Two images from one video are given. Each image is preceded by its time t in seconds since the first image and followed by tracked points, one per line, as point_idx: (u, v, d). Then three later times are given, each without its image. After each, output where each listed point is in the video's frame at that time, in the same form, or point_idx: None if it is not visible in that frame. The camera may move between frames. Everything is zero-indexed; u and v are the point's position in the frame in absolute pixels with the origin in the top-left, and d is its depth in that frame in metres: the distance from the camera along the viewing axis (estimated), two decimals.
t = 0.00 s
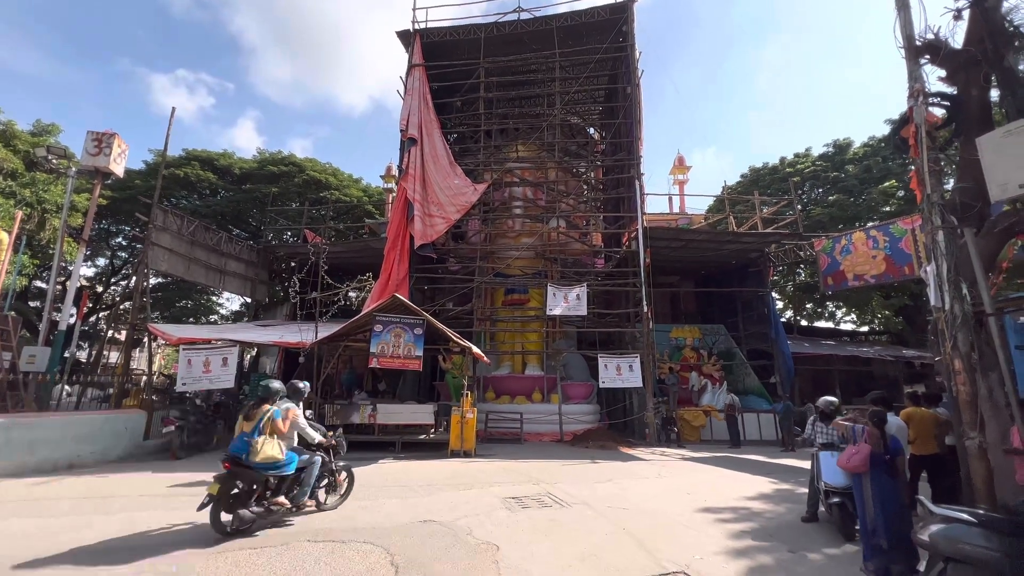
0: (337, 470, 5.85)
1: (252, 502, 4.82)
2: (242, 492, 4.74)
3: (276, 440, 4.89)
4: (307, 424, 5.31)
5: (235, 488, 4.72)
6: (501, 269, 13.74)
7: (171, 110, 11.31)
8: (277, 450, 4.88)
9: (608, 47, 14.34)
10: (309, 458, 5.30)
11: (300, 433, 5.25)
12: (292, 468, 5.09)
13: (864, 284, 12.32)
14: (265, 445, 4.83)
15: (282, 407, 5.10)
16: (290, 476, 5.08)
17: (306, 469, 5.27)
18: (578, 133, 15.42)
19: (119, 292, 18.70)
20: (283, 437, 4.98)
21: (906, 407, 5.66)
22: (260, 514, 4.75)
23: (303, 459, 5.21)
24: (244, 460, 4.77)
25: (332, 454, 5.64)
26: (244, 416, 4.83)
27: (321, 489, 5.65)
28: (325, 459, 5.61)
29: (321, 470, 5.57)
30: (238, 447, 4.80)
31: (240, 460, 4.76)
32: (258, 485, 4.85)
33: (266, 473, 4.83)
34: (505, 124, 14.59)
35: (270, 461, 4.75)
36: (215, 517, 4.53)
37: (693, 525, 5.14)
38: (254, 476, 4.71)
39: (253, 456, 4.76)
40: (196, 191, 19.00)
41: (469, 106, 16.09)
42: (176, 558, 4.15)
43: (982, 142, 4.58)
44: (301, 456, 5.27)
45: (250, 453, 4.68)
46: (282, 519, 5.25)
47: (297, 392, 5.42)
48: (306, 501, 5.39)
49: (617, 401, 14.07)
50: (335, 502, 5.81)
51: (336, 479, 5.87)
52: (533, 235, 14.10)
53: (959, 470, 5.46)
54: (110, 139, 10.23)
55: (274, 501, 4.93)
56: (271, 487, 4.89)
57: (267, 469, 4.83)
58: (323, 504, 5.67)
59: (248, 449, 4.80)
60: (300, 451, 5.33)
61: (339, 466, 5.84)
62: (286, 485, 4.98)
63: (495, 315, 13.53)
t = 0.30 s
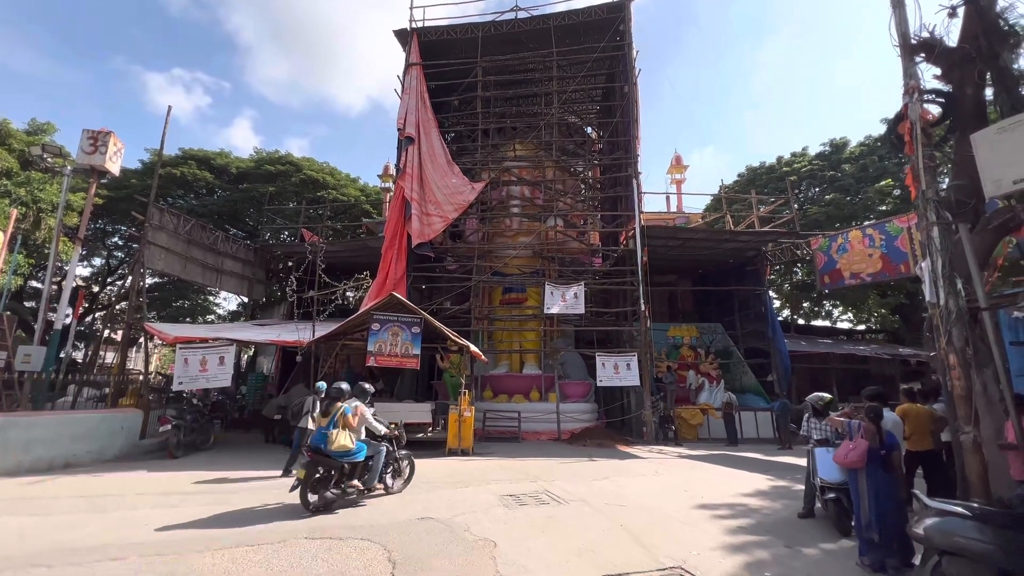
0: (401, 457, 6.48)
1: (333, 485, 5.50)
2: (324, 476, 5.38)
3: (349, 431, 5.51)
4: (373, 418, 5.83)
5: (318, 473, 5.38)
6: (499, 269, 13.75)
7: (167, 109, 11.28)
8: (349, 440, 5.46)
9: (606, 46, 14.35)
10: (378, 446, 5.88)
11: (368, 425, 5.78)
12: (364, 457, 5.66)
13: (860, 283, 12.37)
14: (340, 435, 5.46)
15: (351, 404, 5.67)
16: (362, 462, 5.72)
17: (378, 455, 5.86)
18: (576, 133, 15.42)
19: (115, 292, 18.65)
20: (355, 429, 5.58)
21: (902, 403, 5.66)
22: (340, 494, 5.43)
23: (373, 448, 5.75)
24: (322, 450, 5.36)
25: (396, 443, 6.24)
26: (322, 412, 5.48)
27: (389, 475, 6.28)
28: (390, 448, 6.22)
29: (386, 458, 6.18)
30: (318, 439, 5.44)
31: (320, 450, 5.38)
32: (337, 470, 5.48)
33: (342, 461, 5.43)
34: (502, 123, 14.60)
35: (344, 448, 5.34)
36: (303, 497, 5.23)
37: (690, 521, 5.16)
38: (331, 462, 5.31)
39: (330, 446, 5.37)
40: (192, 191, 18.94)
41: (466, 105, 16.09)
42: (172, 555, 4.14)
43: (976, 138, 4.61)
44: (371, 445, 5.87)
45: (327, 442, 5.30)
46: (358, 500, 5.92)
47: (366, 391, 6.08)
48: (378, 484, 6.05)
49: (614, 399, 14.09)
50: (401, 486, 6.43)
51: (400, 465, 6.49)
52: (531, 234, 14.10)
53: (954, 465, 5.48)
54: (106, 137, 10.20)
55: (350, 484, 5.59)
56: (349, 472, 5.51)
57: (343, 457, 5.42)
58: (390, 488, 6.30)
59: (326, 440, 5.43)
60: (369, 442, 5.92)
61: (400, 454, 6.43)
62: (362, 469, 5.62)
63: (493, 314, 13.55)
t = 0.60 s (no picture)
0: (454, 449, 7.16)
1: (399, 471, 6.24)
2: (391, 463, 6.13)
3: (411, 424, 6.29)
4: (429, 413, 6.58)
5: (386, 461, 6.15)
6: (496, 268, 13.76)
7: (163, 108, 11.25)
8: (412, 431, 6.23)
9: (603, 46, 14.36)
10: (435, 438, 6.61)
11: (425, 420, 6.55)
12: (423, 446, 6.41)
13: (856, 282, 12.42)
14: (403, 427, 6.24)
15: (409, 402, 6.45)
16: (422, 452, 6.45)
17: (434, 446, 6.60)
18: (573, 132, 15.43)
19: (111, 292, 18.59)
20: (415, 422, 6.35)
21: (898, 401, 5.68)
22: (405, 480, 6.16)
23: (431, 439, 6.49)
24: (388, 440, 6.16)
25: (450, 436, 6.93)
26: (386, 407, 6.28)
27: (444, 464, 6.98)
28: (444, 440, 6.92)
29: (442, 449, 6.86)
30: (384, 432, 6.22)
31: (387, 441, 6.16)
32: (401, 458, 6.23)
33: (406, 450, 6.18)
34: (500, 122, 14.61)
35: (408, 438, 6.10)
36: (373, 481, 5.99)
37: (688, 519, 5.17)
38: (397, 451, 6.06)
39: (395, 436, 6.13)
40: (189, 191, 18.89)
41: (464, 105, 16.10)
42: (169, 554, 4.14)
43: (971, 136, 4.64)
44: (428, 438, 6.61)
45: (392, 433, 6.05)
46: (419, 486, 6.64)
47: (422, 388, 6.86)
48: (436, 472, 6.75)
49: (612, 398, 14.10)
50: (454, 474, 7.11)
51: (453, 456, 7.17)
52: (528, 233, 14.11)
53: (949, 462, 5.53)
54: (102, 136, 10.18)
55: (413, 471, 6.31)
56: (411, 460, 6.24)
57: (407, 447, 6.18)
58: (446, 476, 7.01)
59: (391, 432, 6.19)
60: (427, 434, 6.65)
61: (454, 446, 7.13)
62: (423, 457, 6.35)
63: (490, 313, 13.54)
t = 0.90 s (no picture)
0: (500, 443, 7.80)
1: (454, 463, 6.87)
2: (447, 455, 6.80)
3: (465, 421, 6.96)
4: (479, 412, 7.22)
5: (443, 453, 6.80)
6: (494, 268, 13.77)
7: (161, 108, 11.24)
8: (466, 427, 6.88)
9: (601, 47, 14.39)
10: (485, 434, 7.26)
11: (476, 418, 7.18)
12: (475, 442, 7.03)
13: (853, 282, 12.45)
14: (458, 423, 6.90)
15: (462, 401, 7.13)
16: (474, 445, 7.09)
17: (484, 440, 7.26)
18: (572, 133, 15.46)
19: (108, 293, 18.54)
20: (468, 420, 6.99)
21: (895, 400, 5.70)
22: (460, 470, 6.84)
23: (481, 435, 7.15)
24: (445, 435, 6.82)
25: (498, 432, 7.58)
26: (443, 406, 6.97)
27: (492, 458, 7.60)
28: (492, 435, 7.57)
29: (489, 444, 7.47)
30: (440, 427, 6.89)
31: (444, 435, 6.83)
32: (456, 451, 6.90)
33: (461, 444, 6.84)
34: (498, 123, 14.63)
35: (463, 433, 6.74)
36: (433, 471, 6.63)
37: (686, 518, 5.18)
38: (453, 444, 6.72)
39: (450, 431, 6.80)
40: (186, 191, 18.84)
41: (462, 106, 16.09)
42: (166, 554, 4.13)
43: (967, 137, 4.67)
44: (479, 433, 7.22)
45: (448, 428, 6.72)
46: (471, 477, 7.28)
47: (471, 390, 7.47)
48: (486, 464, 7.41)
49: (610, 399, 14.11)
50: (502, 466, 7.73)
51: (500, 450, 7.81)
52: (526, 234, 14.12)
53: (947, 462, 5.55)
54: (99, 136, 10.15)
55: (466, 463, 6.93)
56: (465, 452, 6.91)
57: (461, 441, 6.83)
58: (494, 468, 7.64)
59: (446, 427, 6.87)
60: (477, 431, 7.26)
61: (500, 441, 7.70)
62: (475, 450, 7.01)
63: (489, 314, 13.53)
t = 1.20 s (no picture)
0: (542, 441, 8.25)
1: (502, 459, 7.39)
2: (495, 451, 7.35)
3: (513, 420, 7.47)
4: (525, 413, 7.70)
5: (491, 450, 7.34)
6: (492, 271, 13.78)
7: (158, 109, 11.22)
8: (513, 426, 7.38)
9: (599, 51, 14.44)
10: (530, 432, 7.74)
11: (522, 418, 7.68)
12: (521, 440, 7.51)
13: (850, 285, 12.49)
14: (506, 423, 7.41)
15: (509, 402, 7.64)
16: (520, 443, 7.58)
17: (529, 438, 7.76)
18: (570, 136, 15.49)
19: (104, 295, 18.48)
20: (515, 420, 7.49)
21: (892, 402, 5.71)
22: (507, 466, 7.37)
23: (527, 433, 7.65)
24: (493, 433, 7.35)
25: (542, 430, 8.02)
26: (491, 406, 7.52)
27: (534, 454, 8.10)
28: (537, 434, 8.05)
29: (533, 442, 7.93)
30: (489, 425, 7.44)
31: (492, 433, 7.37)
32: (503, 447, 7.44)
33: (508, 442, 7.35)
34: (496, 126, 14.65)
35: (510, 432, 7.24)
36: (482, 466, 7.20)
37: (684, 521, 5.18)
38: (501, 442, 7.25)
39: (498, 430, 7.32)
40: (184, 193, 18.79)
41: (460, 108, 16.11)
42: (162, 558, 4.11)
43: (962, 140, 4.70)
44: (525, 432, 7.71)
45: (496, 426, 7.26)
46: (516, 472, 7.79)
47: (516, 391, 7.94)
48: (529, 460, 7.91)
49: (608, 401, 14.11)
50: (543, 462, 8.22)
51: (542, 447, 8.25)
52: (524, 236, 14.14)
53: (943, 463, 5.57)
54: (96, 138, 10.13)
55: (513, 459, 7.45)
56: (512, 449, 7.43)
57: (508, 439, 7.34)
58: (537, 464, 8.13)
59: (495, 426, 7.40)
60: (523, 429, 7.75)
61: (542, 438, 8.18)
62: (521, 448, 7.49)
63: (487, 316, 13.51)
